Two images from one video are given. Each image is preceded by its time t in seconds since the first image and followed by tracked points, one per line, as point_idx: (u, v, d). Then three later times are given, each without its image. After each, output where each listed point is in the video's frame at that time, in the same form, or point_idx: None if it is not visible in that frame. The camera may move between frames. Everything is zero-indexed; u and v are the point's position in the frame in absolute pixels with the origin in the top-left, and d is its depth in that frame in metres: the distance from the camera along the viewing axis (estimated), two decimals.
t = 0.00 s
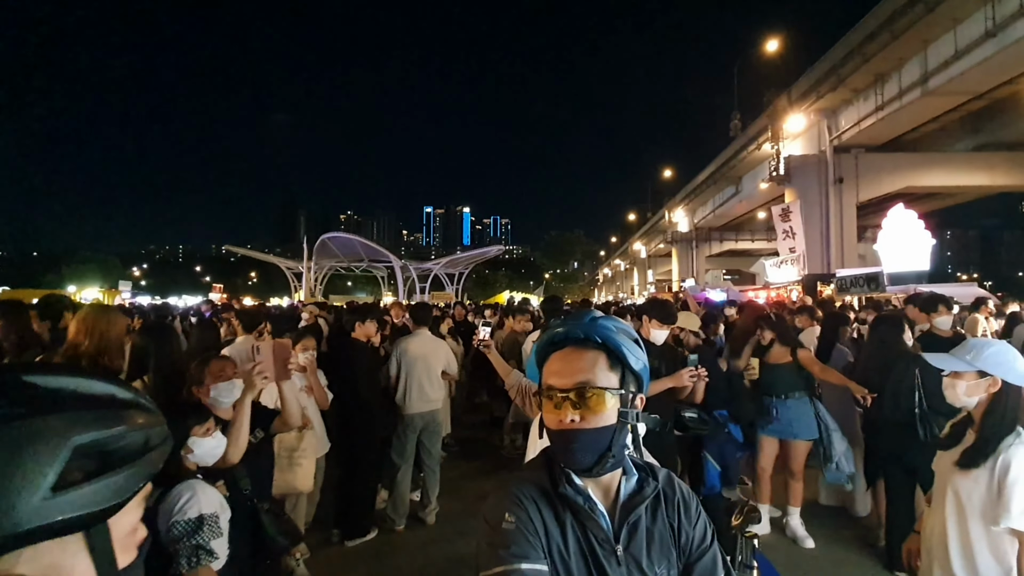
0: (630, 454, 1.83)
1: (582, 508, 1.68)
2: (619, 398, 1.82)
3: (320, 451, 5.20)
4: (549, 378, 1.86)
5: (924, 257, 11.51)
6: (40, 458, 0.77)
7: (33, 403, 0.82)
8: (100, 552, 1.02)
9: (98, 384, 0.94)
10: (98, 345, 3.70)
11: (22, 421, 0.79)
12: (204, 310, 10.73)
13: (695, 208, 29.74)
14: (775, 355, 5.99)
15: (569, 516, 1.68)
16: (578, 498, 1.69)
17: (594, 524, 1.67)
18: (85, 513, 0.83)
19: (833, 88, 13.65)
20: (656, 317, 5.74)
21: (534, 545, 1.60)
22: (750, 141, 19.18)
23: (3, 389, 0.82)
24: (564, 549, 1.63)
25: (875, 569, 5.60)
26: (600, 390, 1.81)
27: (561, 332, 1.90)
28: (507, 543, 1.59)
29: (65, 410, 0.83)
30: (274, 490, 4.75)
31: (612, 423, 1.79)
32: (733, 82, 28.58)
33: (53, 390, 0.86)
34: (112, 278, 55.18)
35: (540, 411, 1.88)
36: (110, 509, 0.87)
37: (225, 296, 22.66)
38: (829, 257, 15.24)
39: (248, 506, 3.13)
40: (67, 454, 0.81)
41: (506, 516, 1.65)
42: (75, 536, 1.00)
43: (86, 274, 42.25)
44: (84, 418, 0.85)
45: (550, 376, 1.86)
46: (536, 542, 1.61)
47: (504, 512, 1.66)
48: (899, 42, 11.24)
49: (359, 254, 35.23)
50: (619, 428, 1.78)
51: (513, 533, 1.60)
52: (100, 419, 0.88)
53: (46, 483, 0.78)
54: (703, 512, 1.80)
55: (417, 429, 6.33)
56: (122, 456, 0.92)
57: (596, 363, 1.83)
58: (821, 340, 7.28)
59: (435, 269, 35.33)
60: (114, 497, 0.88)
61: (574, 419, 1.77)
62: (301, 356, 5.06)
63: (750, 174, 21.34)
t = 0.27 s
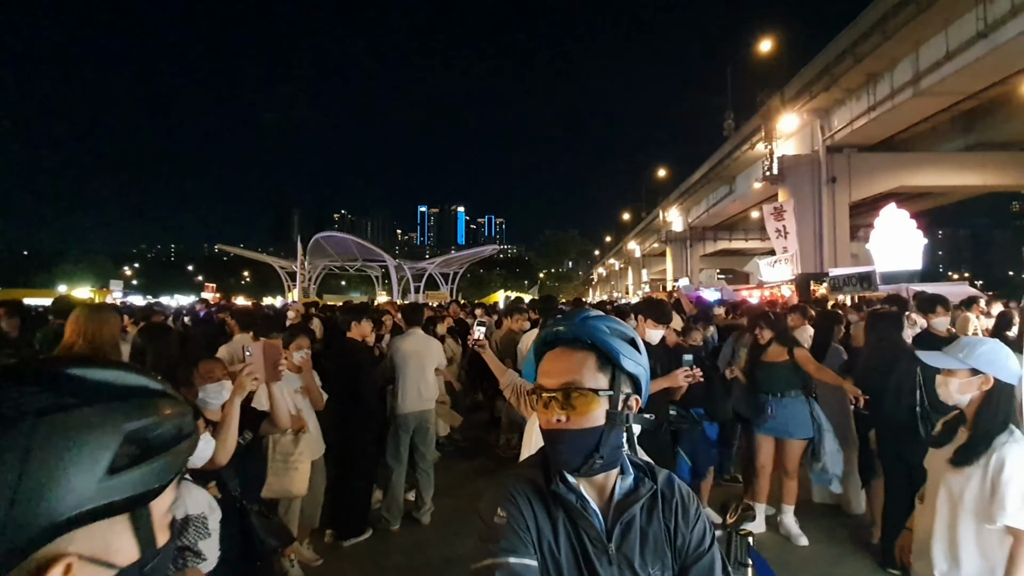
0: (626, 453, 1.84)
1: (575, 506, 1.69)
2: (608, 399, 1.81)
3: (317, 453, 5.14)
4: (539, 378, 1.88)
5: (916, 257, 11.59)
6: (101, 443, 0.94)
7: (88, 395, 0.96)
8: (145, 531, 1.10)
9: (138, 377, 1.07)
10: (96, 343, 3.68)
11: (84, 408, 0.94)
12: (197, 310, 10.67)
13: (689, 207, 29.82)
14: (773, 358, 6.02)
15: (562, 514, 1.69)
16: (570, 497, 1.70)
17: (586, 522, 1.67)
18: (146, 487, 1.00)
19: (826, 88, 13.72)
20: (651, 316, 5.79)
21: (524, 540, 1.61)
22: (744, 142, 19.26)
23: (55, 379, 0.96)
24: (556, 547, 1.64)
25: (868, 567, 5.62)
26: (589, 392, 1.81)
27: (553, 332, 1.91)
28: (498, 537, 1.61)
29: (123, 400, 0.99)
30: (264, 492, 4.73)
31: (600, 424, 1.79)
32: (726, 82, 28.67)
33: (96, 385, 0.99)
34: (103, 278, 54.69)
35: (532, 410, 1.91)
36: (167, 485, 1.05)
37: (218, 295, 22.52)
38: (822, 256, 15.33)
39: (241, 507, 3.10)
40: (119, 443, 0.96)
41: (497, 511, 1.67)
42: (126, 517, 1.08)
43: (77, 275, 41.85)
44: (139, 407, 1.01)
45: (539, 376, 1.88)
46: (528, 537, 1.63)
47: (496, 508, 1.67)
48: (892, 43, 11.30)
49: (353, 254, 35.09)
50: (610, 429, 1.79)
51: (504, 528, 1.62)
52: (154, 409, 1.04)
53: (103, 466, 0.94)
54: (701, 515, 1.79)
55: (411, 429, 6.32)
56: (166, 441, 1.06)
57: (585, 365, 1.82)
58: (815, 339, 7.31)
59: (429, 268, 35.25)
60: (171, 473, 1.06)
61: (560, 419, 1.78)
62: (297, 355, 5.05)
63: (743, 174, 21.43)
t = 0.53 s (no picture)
0: (626, 452, 1.81)
1: (572, 504, 1.71)
2: (606, 396, 1.79)
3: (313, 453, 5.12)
4: (538, 373, 1.89)
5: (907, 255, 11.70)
6: (168, 424, 1.05)
7: (152, 378, 1.09)
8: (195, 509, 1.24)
9: (186, 366, 1.24)
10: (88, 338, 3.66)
11: (151, 392, 1.05)
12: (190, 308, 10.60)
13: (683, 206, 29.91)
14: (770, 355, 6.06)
15: (557, 511, 1.71)
16: (567, 495, 1.71)
17: (581, 520, 1.69)
18: (204, 464, 1.12)
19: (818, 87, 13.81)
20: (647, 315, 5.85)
21: (518, 536, 1.65)
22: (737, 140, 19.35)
23: (120, 371, 1.10)
24: (549, 542, 1.67)
25: (861, 562, 5.66)
26: (586, 388, 1.80)
27: (552, 325, 1.90)
28: (492, 531, 1.65)
29: (182, 383, 1.13)
30: (259, 492, 4.70)
31: (596, 421, 1.78)
32: (720, 81, 28.77)
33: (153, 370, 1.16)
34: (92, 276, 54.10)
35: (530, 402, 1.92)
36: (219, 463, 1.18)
37: (210, 293, 22.35)
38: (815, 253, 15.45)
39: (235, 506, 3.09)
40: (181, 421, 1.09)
41: (494, 506, 1.71)
42: (181, 495, 1.20)
43: (66, 274, 41.41)
44: (193, 392, 1.15)
45: (538, 371, 1.89)
46: (522, 533, 1.66)
47: (492, 501, 1.72)
48: (883, 42, 11.38)
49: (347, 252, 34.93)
50: (606, 427, 1.77)
51: (499, 522, 1.66)
52: (203, 394, 1.18)
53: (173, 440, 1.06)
54: (704, 518, 1.75)
55: (404, 427, 6.31)
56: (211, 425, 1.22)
57: (582, 362, 1.81)
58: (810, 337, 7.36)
59: (423, 267, 35.14)
60: (222, 452, 1.20)
61: (554, 413, 1.78)
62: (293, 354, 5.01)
63: (737, 172, 21.53)
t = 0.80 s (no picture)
0: (611, 449, 1.78)
1: (556, 501, 1.70)
2: (591, 395, 1.78)
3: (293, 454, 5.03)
4: (523, 371, 1.87)
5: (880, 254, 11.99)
6: (188, 418, 1.14)
7: (169, 373, 1.17)
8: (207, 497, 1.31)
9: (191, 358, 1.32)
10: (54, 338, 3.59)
11: (169, 386, 1.13)
12: (163, 306, 10.32)
13: (663, 205, 30.21)
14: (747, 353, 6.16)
15: (541, 508, 1.70)
16: (551, 493, 1.70)
17: (565, 519, 1.67)
18: (217, 455, 1.22)
19: (795, 89, 14.06)
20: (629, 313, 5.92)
21: (501, 534, 1.65)
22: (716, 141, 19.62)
23: (136, 365, 1.17)
24: (532, 539, 1.67)
25: (836, 554, 5.79)
26: (572, 386, 1.78)
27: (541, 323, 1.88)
28: (475, 527, 1.65)
29: (195, 377, 1.20)
30: (239, 495, 4.58)
31: (581, 420, 1.76)
32: (699, 82, 29.07)
33: (165, 363, 1.23)
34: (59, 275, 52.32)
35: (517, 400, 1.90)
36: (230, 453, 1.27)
37: (182, 292, 21.76)
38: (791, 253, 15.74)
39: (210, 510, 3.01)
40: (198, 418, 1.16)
41: (477, 503, 1.71)
42: (194, 485, 1.28)
43: (31, 272, 39.94)
44: (204, 385, 1.22)
45: (524, 369, 1.87)
46: (505, 531, 1.66)
47: (477, 499, 1.72)
48: (858, 46, 11.63)
49: (325, 251, 34.39)
50: (591, 425, 1.75)
51: (483, 519, 1.66)
52: (213, 385, 1.24)
53: (192, 438, 1.14)
54: (690, 517, 1.71)
55: (384, 428, 6.22)
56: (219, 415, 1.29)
57: (568, 361, 1.79)
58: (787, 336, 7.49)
59: (403, 265, 34.79)
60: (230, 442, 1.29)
61: (537, 413, 1.77)
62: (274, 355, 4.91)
63: (715, 172, 21.85)
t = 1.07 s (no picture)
0: (581, 445, 1.78)
1: (527, 498, 1.67)
2: (564, 393, 1.76)
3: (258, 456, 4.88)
4: (496, 369, 1.84)
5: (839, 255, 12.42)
6: (163, 415, 1.18)
7: (145, 368, 1.21)
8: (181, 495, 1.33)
9: (165, 356, 1.35)
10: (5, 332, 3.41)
11: (145, 382, 1.17)
12: (119, 303, 9.90)
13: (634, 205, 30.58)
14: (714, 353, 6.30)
15: (511, 506, 1.67)
16: (521, 490, 1.68)
17: (536, 515, 1.65)
18: (192, 452, 1.26)
19: (761, 94, 14.42)
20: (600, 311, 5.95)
21: (472, 532, 1.61)
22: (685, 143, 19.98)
23: (112, 360, 1.19)
24: (504, 536, 1.64)
25: (797, 545, 5.97)
26: (544, 384, 1.76)
27: (513, 320, 1.86)
28: (446, 527, 1.60)
29: (169, 373, 1.24)
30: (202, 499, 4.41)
31: (554, 417, 1.74)
32: (670, 84, 29.57)
33: (140, 359, 1.26)
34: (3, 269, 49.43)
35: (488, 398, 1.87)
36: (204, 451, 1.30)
37: (140, 288, 20.92)
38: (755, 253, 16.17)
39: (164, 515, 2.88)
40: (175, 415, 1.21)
41: (448, 502, 1.66)
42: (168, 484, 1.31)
43: None
44: (178, 382, 1.25)
45: (496, 367, 1.84)
46: (476, 529, 1.62)
47: (447, 498, 1.68)
48: (820, 54, 12.03)
49: (291, 247, 33.53)
50: (564, 422, 1.74)
51: (453, 518, 1.62)
52: (185, 382, 1.27)
53: (169, 434, 1.18)
54: (659, 511, 1.70)
55: (351, 427, 6.08)
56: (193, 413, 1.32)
57: (541, 358, 1.77)
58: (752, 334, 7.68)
59: (373, 263, 34.28)
60: (204, 439, 1.32)
61: (510, 411, 1.75)
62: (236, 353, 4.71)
63: (684, 173, 22.26)
